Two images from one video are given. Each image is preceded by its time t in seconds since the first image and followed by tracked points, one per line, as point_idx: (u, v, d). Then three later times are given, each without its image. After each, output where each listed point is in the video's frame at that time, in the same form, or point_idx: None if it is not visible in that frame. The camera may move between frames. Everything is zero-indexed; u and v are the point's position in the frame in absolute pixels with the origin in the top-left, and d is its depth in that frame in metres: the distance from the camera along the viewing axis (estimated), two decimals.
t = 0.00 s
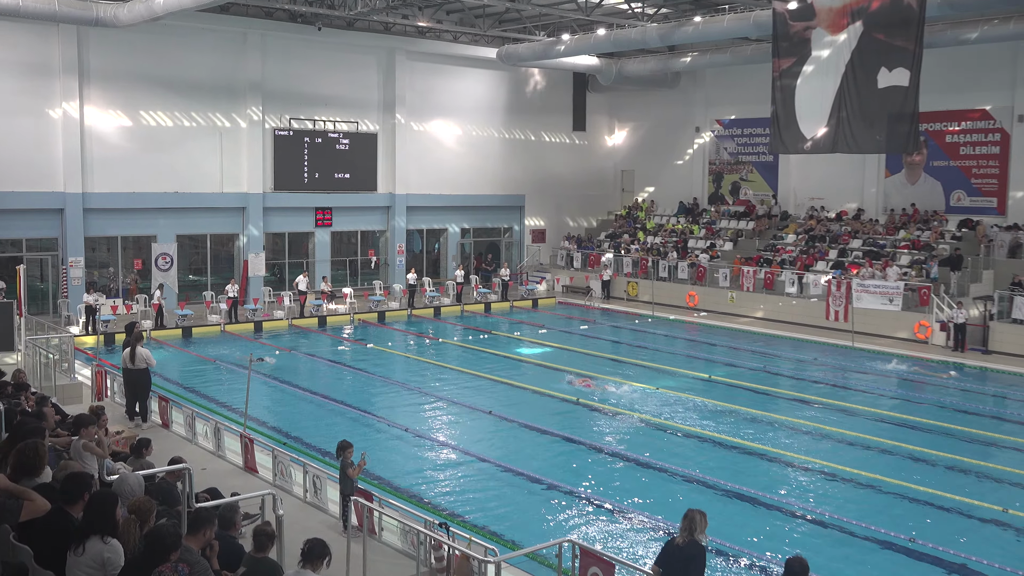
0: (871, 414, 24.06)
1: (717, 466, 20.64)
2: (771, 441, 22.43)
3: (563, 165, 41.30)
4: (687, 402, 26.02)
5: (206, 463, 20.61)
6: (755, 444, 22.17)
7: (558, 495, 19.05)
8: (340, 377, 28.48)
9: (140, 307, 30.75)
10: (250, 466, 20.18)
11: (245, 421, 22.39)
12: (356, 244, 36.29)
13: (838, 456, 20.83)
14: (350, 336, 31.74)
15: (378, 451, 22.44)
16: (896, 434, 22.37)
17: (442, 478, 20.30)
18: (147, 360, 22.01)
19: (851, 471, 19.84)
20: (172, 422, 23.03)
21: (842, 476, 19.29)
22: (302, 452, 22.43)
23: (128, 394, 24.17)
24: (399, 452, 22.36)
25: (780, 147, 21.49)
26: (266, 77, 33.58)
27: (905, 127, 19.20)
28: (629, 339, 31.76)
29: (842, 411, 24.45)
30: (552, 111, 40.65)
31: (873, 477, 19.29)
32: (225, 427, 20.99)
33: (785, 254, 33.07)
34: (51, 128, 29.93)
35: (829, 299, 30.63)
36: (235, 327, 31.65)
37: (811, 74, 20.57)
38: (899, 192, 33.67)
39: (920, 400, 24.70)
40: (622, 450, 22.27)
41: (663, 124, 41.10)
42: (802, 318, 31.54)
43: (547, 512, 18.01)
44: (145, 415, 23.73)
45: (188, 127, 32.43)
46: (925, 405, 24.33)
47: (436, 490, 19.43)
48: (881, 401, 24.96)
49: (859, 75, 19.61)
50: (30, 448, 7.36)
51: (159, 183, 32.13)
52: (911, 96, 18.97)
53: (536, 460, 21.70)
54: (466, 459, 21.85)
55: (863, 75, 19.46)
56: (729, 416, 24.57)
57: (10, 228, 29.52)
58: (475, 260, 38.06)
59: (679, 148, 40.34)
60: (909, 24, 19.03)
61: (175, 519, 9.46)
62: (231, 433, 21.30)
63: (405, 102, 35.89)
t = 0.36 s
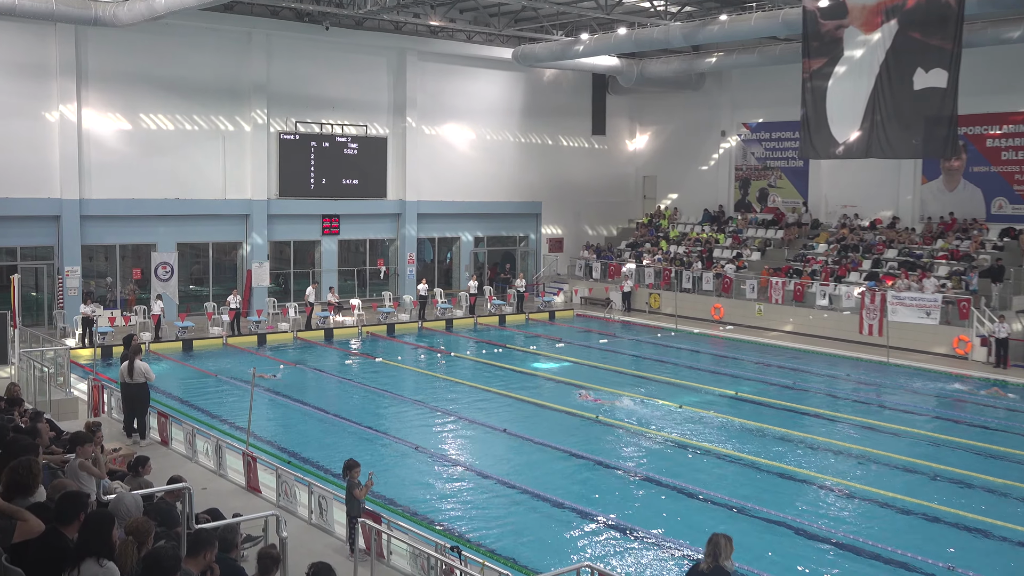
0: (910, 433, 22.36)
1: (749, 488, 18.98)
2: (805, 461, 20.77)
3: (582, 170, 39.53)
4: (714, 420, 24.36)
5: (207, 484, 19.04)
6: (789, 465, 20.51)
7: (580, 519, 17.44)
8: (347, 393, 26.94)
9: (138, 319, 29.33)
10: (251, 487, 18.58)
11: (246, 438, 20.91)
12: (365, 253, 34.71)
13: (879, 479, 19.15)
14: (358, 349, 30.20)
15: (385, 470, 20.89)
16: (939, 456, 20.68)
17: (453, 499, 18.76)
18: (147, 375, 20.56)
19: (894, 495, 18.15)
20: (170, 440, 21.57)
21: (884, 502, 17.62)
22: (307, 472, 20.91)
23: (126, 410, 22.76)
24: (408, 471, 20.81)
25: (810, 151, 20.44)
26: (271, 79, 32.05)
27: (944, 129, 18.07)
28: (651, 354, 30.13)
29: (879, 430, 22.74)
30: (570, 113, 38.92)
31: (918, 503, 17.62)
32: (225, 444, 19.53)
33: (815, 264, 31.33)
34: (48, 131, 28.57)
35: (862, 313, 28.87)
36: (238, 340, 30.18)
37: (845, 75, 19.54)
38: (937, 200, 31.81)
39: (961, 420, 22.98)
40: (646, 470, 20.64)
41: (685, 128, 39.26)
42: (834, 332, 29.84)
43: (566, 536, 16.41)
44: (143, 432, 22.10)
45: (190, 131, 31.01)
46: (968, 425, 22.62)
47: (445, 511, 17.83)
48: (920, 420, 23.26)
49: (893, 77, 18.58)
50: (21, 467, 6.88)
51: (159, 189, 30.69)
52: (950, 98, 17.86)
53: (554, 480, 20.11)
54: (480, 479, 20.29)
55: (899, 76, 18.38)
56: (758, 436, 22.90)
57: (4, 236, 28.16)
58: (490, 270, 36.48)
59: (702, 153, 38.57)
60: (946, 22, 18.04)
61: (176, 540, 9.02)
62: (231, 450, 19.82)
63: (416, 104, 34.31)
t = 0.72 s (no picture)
0: (958, 451, 20.63)
1: (790, 509, 17.30)
2: (847, 479, 19.09)
3: (603, 170, 37.39)
4: (746, 435, 22.63)
5: (208, 500, 17.47)
6: (831, 485, 18.82)
7: (608, 540, 15.81)
8: (354, 404, 25.33)
9: (136, 326, 27.84)
10: (255, 502, 16.97)
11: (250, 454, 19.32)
12: (374, 257, 32.89)
13: (931, 502, 17.45)
14: (366, 358, 28.58)
15: (394, 487, 19.26)
16: (992, 477, 18.96)
17: (469, 517, 17.13)
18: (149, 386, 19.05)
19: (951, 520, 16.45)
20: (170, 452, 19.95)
21: (939, 528, 15.95)
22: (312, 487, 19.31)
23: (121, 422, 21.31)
24: (418, 488, 19.18)
25: (845, 150, 18.59)
26: (276, 74, 30.39)
27: (989, 129, 16.20)
28: (676, 364, 28.41)
29: (922, 447, 21.05)
30: (590, 110, 36.72)
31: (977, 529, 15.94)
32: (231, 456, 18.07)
33: (851, 270, 29.37)
34: (43, 129, 27.14)
35: (902, 322, 26.89)
36: (241, 348, 28.62)
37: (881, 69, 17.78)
38: (981, 202, 29.76)
39: (1011, 437, 21.24)
40: (677, 487, 18.98)
41: (714, 124, 36.78)
42: (870, 342, 27.88)
43: (592, 561, 14.76)
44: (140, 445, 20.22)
45: (191, 129, 29.52)
46: (1020, 443, 20.88)
47: (457, 531, 16.24)
48: (967, 437, 21.52)
49: (936, 69, 16.69)
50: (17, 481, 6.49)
51: (158, 189, 29.19)
52: (996, 93, 16.01)
53: (578, 497, 18.46)
54: (496, 496, 18.65)
55: (940, 71, 16.57)
56: (793, 452, 21.19)
57: None
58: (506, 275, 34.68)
59: (732, 152, 36.07)
60: (989, 13, 16.18)
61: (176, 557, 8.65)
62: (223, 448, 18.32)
63: (428, 101, 32.51)
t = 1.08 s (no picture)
0: None
1: (848, 535, 15.31)
2: (908, 502, 17.07)
3: (632, 166, 34.36)
4: (790, 451, 20.58)
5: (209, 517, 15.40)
6: (892, 508, 16.80)
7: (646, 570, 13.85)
8: (364, 415, 23.37)
9: (132, 331, 25.99)
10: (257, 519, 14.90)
11: (250, 469, 17.39)
12: (385, 258, 30.65)
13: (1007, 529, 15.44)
14: (377, 366, 26.57)
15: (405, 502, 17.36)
16: None
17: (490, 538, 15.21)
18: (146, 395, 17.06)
19: None
20: (166, 468, 17.71)
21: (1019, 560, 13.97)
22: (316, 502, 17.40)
23: (113, 435, 19.48)
24: (431, 503, 17.27)
25: (894, 142, 20.42)
26: (281, 62, 28.26)
27: None
28: (710, 374, 26.30)
29: (983, 466, 19.04)
30: (616, 100, 33.65)
31: None
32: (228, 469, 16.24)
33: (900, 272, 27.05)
34: (34, 121, 25.34)
35: (954, 328, 24.55)
36: (243, 355, 26.70)
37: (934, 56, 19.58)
38: None
39: None
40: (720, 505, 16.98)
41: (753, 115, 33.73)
42: (920, 350, 25.63)
43: None
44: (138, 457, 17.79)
45: (191, 121, 27.61)
46: None
47: (474, 553, 14.38)
48: None
49: (989, 60, 18.65)
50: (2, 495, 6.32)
51: (157, 185, 27.32)
52: None
53: (611, 516, 16.50)
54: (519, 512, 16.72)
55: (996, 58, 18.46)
56: (844, 470, 19.15)
57: None
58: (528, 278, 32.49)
59: (772, 147, 33.15)
60: None
61: None
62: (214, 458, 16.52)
63: (445, 90, 30.08)
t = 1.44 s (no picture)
0: None
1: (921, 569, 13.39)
2: (982, 530, 15.10)
3: (659, 159, 31.99)
4: (842, 469, 18.60)
5: (210, 530, 13.56)
6: (965, 535, 14.85)
7: None
8: (373, 426, 21.48)
9: (125, 335, 24.17)
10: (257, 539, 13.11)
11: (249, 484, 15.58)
12: (395, 257, 28.71)
13: None
14: (387, 374, 24.70)
15: (422, 524, 15.48)
16: None
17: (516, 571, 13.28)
18: (143, 403, 15.12)
19: None
20: (162, 482, 15.58)
21: None
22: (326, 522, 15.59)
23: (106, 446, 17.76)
24: (452, 525, 15.39)
25: (943, 131, 21.22)
26: (285, 47, 26.31)
27: None
28: (745, 383, 24.32)
29: None
30: (646, 87, 31.36)
31: None
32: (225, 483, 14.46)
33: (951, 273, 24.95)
34: (21, 111, 23.54)
35: (1011, 335, 22.58)
36: (244, 361, 24.86)
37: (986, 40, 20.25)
38: None
39: None
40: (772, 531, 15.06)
41: (793, 104, 31.16)
42: (972, 358, 23.51)
43: None
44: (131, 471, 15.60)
45: (188, 111, 25.80)
46: None
47: None
48: None
49: None
50: None
51: (152, 179, 25.51)
52: None
53: (651, 543, 14.59)
54: (551, 537, 14.79)
55: None
56: (903, 490, 17.18)
57: None
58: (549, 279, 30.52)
59: (811, 139, 30.63)
60: None
61: None
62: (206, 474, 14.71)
63: (460, 78, 28.08)
